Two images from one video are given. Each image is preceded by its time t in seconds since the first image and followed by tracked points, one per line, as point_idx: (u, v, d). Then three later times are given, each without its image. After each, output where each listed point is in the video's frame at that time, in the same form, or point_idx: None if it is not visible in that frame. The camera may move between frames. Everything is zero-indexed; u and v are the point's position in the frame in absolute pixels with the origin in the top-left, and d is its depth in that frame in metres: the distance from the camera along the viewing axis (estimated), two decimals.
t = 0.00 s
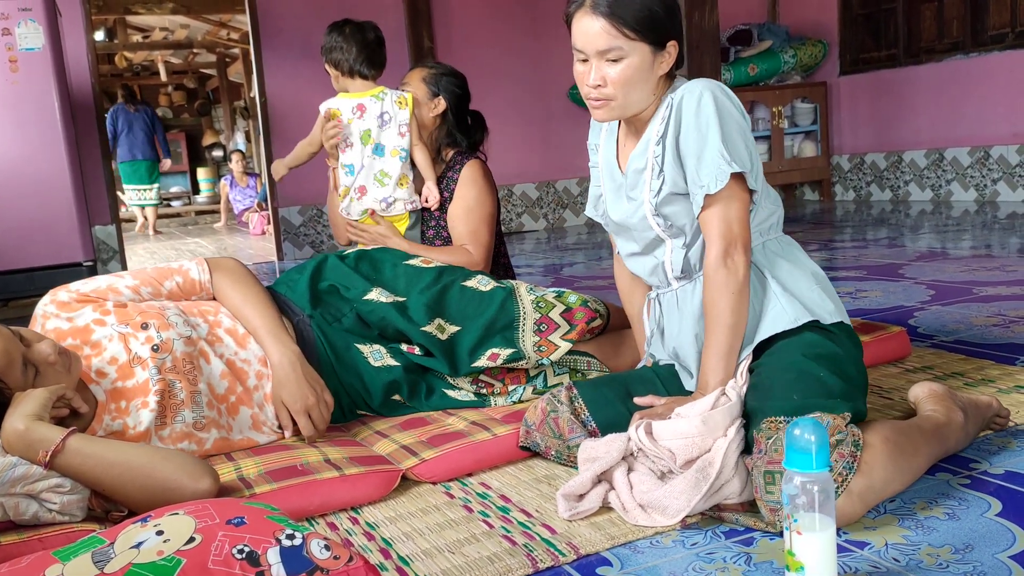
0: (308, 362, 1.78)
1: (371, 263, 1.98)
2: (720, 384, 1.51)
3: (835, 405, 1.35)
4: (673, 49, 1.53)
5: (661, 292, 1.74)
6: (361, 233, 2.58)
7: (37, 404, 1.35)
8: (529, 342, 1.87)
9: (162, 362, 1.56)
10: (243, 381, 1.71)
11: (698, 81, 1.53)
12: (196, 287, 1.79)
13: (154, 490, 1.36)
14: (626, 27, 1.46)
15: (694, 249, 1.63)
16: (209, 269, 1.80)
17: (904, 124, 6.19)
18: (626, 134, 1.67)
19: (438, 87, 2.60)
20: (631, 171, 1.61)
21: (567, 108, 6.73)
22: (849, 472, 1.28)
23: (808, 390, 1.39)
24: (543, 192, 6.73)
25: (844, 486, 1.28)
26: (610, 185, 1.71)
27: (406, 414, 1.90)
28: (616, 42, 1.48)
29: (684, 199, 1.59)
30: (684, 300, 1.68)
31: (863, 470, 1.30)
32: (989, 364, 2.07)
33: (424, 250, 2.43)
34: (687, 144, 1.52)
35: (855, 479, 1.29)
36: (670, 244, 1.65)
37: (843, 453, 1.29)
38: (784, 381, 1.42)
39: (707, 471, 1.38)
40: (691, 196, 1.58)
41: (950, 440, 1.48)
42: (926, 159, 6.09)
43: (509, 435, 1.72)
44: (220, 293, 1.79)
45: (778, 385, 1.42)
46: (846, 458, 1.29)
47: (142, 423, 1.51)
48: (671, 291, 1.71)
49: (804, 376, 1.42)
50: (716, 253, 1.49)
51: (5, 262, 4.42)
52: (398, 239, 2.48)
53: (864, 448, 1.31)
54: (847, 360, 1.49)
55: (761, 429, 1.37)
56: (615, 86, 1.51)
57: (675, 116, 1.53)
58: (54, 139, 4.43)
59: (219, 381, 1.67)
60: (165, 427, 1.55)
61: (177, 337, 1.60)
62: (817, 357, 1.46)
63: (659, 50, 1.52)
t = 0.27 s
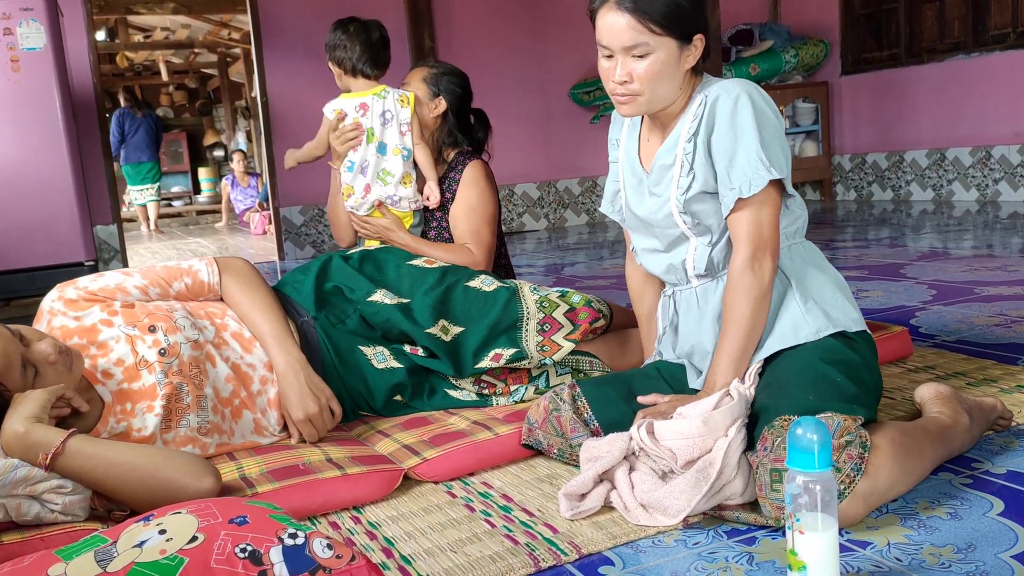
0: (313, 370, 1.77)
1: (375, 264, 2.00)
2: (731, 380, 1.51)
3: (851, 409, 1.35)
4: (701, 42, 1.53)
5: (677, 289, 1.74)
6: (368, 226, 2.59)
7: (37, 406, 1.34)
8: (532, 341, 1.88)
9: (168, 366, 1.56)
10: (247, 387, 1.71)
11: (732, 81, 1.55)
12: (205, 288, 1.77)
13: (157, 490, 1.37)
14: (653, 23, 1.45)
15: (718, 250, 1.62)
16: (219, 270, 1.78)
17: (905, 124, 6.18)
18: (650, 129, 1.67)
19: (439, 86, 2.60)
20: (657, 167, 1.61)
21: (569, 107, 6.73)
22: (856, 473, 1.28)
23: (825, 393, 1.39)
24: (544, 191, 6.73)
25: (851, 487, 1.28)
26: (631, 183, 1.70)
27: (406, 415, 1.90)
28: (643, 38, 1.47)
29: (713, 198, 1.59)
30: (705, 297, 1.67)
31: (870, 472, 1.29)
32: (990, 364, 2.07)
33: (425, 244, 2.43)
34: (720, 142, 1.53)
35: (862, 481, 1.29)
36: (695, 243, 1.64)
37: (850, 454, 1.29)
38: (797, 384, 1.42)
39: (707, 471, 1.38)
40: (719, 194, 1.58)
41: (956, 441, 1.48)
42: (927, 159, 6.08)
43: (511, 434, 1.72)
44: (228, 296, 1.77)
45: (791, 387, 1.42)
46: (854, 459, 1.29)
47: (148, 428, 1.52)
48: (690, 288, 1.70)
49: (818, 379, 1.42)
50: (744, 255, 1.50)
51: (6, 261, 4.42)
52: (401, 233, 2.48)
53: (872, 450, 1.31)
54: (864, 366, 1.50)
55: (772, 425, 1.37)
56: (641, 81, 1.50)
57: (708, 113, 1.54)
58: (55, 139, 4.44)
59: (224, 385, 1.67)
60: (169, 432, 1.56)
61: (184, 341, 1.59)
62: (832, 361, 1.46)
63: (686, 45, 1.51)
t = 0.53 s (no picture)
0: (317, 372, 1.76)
1: (383, 265, 1.98)
2: (735, 376, 1.51)
3: (858, 410, 1.35)
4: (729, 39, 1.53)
5: (694, 284, 1.73)
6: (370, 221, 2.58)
7: (37, 404, 1.34)
8: (542, 338, 1.89)
9: (172, 368, 1.55)
10: (250, 388, 1.71)
11: (757, 82, 1.54)
12: (210, 286, 1.76)
13: (160, 487, 1.37)
14: (681, 22, 1.46)
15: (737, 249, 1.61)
16: (224, 268, 1.78)
17: (907, 124, 6.18)
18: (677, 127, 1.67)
19: (441, 85, 2.62)
20: (678, 163, 1.61)
21: (571, 107, 6.73)
22: (861, 473, 1.28)
23: (833, 394, 1.39)
24: (545, 191, 6.73)
25: (855, 488, 1.28)
26: (653, 177, 1.70)
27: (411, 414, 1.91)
28: (671, 37, 1.47)
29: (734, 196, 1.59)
30: (722, 294, 1.66)
31: (874, 472, 1.29)
32: (993, 363, 2.06)
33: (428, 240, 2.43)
34: (739, 142, 1.53)
35: (866, 480, 1.29)
36: (714, 241, 1.63)
37: (854, 454, 1.29)
38: (806, 383, 1.42)
39: (710, 469, 1.38)
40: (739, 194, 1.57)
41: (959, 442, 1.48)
42: (929, 158, 6.08)
43: (514, 432, 1.72)
44: (234, 294, 1.76)
45: (799, 385, 1.42)
46: (858, 459, 1.29)
47: (151, 430, 1.52)
48: (708, 284, 1.69)
49: (828, 380, 1.42)
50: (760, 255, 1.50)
51: (9, 259, 4.43)
52: (404, 227, 2.48)
53: (876, 451, 1.31)
54: (874, 372, 1.49)
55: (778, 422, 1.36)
56: (669, 79, 1.51)
57: (731, 112, 1.54)
58: (57, 138, 4.44)
59: (228, 385, 1.67)
60: (173, 432, 1.56)
61: (188, 342, 1.59)
62: (842, 364, 1.46)
63: (715, 42, 1.51)
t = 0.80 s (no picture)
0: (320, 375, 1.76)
1: (392, 271, 1.96)
2: (738, 370, 1.52)
3: (863, 410, 1.34)
4: (752, 43, 1.53)
5: (709, 281, 1.72)
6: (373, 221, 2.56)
7: (31, 413, 1.31)
8: (552, 341, 1.90)
9: (178, 376, 1.56)
10: (257, 395, 1.71)
11: (782, 90, 1.55)
12: (220, 289, 1.76)
13: (162, 489, 1.37)
14: (703, 25, 1.46)
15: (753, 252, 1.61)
16: (237, 270, 1.77)
17: (909, 124, 6.18)
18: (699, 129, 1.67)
19: (442, 86, 2.62)
20: (698, 165, 1.62)
21: (573, 107, 6.73)
22: (863, 472, 1.28)
23: (839, 394, 1.38)
24: (546, 191, 6.74)
25: (856, 487, 1.28)
26: (673, 176, 1.70)
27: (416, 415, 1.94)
28: (692, 40, 1.48)
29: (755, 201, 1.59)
30: (732, 292, 1.65)
31: (876, 473, 1.29)
32: (995, 364, 2.06)
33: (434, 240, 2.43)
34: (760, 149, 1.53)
35: (868, 481, 1.29)
36: (731, 244, 1.63)
37: (857, 453, 1.28)
38: (813, 381, 1.42)
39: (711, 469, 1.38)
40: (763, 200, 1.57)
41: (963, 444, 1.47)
42: (931, 159, 6.07)
43: (516, 431, 1.72)
44: (246, 298, 1.76)
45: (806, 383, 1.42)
46: (861, 458, 1.29)
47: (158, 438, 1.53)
48: (722, 282, 1.68)
49: (834, 380, 1.41)
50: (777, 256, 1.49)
51: (10, 259, 4.42)
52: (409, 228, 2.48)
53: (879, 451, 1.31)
54: (880, 375, 1.49)
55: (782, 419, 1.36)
56: (691, 81, 1.51)
57: (754, 118, 1.54)
58: (58, 137, 4.44)
59: (234, 392, 1.67)
60: (177, 437, 1.56)
61: (196, 350, 1.59)
62: (851, 364, 1.46)
63: (738, 45, 1.51)
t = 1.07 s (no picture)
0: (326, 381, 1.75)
1: (398, 276, 1.96)
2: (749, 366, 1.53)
3: (863, 412, 1.35)
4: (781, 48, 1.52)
5: (723, 279, 1.72)
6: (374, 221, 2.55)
7: (25, 426, 1.29)
8: (558, 347, 1.91)
9: (187, 387, 1.54)
10: (264, 405, 1.70)
11: (811, 107, 1.54)
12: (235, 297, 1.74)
13: (162, 495, 1.37)
14: (731, 29, 1.45)
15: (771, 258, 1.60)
16: (252, 278, 1.75)
17: (909, 126, 6.18)
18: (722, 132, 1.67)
19: (440, 87, 2.62)
20: (721, 173, 1.62)
21: (573, 108, 6.73)
22: (860, 473, 1.29)
23: (841, 395, 1.38)
24: (546, 192, 6.74)
25: (854, 487, 1.28)
26: (693, 180, 1.70)
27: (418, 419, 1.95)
28: (720, 45, 1.47)
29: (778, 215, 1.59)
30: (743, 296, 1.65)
31: (874, 474, 1.30)
32: (996, 365, 2.06)
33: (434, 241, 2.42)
34: (783, 165, 1.53)
35: (866, 481, 1.29)
36: (749, 252, 1.64)
37: (855, 454, 1.29)
38: (815, 380, 1.42)
39: (711, 470, 1.38)
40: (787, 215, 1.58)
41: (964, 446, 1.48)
42: (931, 160, 6.07)
43: (515, 433, 1.73)
44: (259, 306, 1.75)
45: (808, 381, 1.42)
46: (859, 460, 1.29)
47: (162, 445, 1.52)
48: (736, 280, 1.68)
49: (840, 381, 1.41)
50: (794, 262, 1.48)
51: (10, 261, 4.42)
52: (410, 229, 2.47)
53: (877, 452, 1.32)
54: (881, 374, 1.48)
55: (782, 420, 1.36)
56: (720, 87, 1.50)
57: (781, 132, 1.54)
58: (58, 139, 4.44)
59: (241, 403, 1.66)
60: (180, 446, 1.55)
61: (207, 361, 1.57)
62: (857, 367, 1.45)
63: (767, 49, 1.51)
